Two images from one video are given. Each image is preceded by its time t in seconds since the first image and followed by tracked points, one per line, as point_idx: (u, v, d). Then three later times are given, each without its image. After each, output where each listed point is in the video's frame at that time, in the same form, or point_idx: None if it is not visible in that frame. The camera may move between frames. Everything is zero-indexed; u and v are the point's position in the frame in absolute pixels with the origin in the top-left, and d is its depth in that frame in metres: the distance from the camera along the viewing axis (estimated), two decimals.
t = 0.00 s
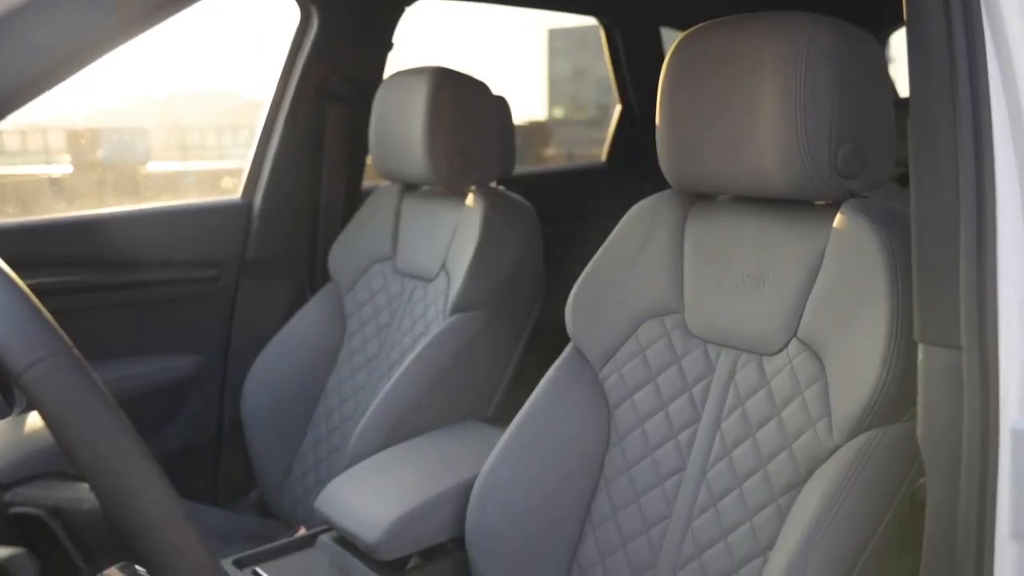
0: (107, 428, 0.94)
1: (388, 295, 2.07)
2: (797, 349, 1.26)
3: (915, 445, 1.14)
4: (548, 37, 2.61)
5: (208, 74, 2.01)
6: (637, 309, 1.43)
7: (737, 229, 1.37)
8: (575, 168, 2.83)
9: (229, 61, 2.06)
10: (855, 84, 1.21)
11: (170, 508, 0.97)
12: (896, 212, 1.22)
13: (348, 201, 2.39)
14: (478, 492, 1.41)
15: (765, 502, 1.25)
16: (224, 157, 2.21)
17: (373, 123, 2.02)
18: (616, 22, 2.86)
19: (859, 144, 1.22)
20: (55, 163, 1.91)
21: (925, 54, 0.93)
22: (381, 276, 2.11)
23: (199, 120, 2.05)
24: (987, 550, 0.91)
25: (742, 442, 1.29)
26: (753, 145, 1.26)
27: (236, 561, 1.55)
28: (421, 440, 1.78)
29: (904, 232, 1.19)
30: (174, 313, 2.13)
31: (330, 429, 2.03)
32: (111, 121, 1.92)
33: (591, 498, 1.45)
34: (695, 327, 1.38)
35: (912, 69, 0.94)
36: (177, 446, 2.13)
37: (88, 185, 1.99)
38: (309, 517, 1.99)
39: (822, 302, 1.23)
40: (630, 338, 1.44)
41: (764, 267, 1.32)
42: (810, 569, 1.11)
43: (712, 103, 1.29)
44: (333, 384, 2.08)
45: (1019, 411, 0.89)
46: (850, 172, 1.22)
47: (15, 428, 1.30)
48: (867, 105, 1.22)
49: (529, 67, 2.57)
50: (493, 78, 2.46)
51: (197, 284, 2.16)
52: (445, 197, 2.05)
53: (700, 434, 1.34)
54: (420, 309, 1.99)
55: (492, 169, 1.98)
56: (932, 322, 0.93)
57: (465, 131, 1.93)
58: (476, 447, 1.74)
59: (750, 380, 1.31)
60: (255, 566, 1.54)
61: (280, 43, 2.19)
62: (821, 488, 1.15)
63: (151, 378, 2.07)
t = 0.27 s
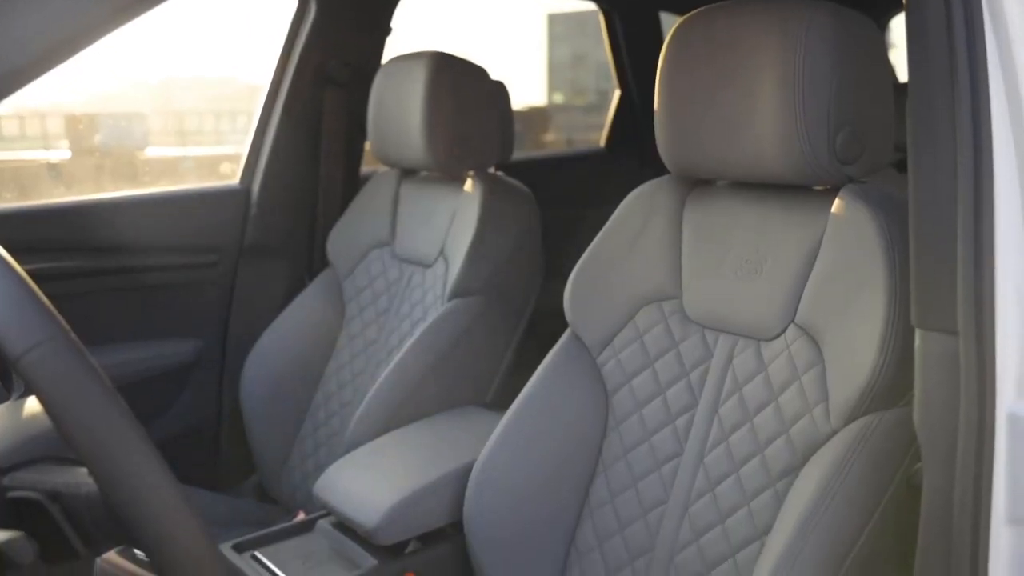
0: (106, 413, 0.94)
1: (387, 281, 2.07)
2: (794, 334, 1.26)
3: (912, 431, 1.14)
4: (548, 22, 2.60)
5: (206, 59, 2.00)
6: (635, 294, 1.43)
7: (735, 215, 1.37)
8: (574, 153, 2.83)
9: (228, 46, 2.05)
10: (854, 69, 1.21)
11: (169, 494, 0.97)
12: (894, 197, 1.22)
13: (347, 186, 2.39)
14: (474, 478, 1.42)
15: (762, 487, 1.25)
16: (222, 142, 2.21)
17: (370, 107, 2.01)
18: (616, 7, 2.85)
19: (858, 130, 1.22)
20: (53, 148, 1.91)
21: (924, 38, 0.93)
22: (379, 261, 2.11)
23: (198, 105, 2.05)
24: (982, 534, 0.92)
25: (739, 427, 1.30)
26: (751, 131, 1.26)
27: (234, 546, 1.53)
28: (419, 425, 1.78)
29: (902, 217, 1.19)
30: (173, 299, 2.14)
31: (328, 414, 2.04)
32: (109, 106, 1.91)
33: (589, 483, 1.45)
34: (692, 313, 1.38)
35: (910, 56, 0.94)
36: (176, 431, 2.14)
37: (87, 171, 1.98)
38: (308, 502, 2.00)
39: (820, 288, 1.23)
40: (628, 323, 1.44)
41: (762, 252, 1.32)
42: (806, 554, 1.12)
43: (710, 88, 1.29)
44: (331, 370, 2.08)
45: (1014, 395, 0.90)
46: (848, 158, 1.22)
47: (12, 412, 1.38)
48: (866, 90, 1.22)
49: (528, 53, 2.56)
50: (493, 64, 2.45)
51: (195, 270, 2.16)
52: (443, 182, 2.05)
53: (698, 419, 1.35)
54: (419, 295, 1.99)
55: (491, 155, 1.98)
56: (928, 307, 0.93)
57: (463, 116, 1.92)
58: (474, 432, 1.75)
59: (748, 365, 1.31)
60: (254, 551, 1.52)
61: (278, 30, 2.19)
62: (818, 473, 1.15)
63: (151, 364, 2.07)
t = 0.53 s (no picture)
0: (106, 399, 0.94)
1: (386, 267, 2.07)
2: (793, 320, 1.26)
3: (911, 416, 1.14)
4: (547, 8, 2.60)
5: (203, 44, 1.99)
6: (634, 280, 1.43)
7: (735, 201, 1.37)
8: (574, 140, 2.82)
9: (228, 32, 2.04)
10: (854, 54, 1.20)
11: (169, 479, 0.98)
12: (894, 183, 1.22)
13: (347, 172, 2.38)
14: (472, 467, 1.41)
15: (760, 473, 1.25)
16: (222, 128, 2.20)
17: (369, 93, 2.00)
18: None
19: (857, 115, 1.22)
20: (51, 134, 1.90)
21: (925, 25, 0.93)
22: (378, 247, 2.11)
23: (197, 91, 2.04)
24: (979, 519, 0.92)
25: (738, 413, 1.30)
26: (751, 116, 1.26)
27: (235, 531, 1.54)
28: (418, 411, 1.79)
29: (902, 203, 1.19)
30: (173, 285, 2.14)
31: (328, 400, 2.05)
32: (106, 93, 1.90)
33: (588, 469, 1.45)
34: (691, 299, 1.38)
35: (910, 41, 0.94)
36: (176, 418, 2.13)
37: (86, 157, 1.99)
38: (308, 487, 2.00)
39: (819, 274, 1.23)
40: (627, 309, 1.44)
41: (762, 238, 1.32)
42: (804, 538, 1.12)
43: (710, 74, 1.29)
44: (331, 356, 2.09)
45: (1012, 380, 0.91)
46: (848, 143, 1.22)
47: (14, 396, 1.50)
48: (865, 75, 1.22)
49: (528, 38, 2.57)
50: (492, 51, 2.45)
51: (195, 256, 2.16)
52: (443, 168, 2.04)
53: (697, 405, 1.35)
54: (418, 281, 1.99)
55: (491, 142, 1.98)
56: (927, 293, 0.93)
57: (462, 102, 1.92)
58: (473, 419, 1.75)
59: (747, 351, 1.31)
60: (254, 536, 1.53)
61: (276, 17, 2.19)
62: (816, 458, 1.16)
63: (151, 351, 2.08)
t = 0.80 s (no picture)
0: (106, 382, 0.95)
1: (386, 251, 2.07)
2: (792, 304, 1.26)
3: (908, 400, 1.15)
4: None
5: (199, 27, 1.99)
6: (633, 264, 1.43)
7: (734, 185, 1.37)
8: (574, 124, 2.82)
9: (224, 16, 2.04)
10: (853, 38, 1.20)
11: (169, 463, 0.98)
12: (893, 167, 1.22)
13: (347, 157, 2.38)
14: (473, 450, 1.44)
15: (758, 456, 1.26)
16: (220, 113, 2.20)
17: (368, 76, 2.00)
18: None
19: (856, 99, 1.22)
20: (50, 118, 1.91)
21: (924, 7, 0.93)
22: (377, 231, 2.11)
23: (195, 75, 2.04)
24: (976, 501, 0.92)
25: (736, 396, 1.30)
26: (751, 100, 1.25)
27: (235, 515, 1.55)
28: (417, 395, 1.79)
29: (900, 187, 1.19)
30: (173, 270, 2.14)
31: (327, 384, 2.05)
32: (102, 76, 1.91)
33: (587, 453, 1.46)
34: (690, 283, 1.39)
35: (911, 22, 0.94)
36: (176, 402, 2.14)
37: (84, 141, 2.00)
38: (308, 471, 2.01)
39: (818, 257, 1.23)
40: (626, 293, 1.45)
41: (760, 222, 1.32)
42: (801, 521, 1.12)
43: (710, 59, 1.28)
44: (330, 340, 2.09)
45: (1011, 362, 0.89)
46: (847, 127, 1.22)
47: (14, 380, 1.54)
48: (864, 59, 1.22)
49: (528, 22, 2.56)
50: (491, 34, 2.44)
51: (194, 240, 2.16)
52: (442, 152, 2.04)
53: (695, 389, 1.35)
54: (417, 265, 1.99)
55: (491, 126, 1.97)
56: (926, 276, 0.94)
57: (461, 86, 1.92)
58: (473, 403, 1.75)
59: (745, 335, 1.31)
60: (254, 519, 1.53)
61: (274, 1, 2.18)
62: (814, 442, 1.16)
63: (151, 335, 2.08)
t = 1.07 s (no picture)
0: (106, 368, 0.98)
1: (385, 239, 2.07)
2: (792, 291, 1.26)
3: (908, 386, 1.15)
4: None
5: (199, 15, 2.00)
6: (634, 251, 1.44)
7: (734, 171, 1.37)
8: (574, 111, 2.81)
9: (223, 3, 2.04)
10: (854, 24, 1.20)
11: (169, 449, 1.02)
12: (893, 154, 1.22)
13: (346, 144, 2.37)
14: (472, 438, 1.44)
15: (758, 443, 1.26)
16: (219, 100, 2.20)
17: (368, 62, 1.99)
18: None
19: (857, 85, 1.22)
20: (48, 105, 1.92)
21: None
22: (377, 219, 2.11)
23: (194, 61, 2.04)
24: (975, 487, 0.92)
25: (736, 383, 1.30)
26: (751, 88, 1.25)
27: (236, 501, 1.56)
28: (417, 382, 1.79)
29: (901, 173, 1.19)
30: (173, 258, 2.14)
31: (327, 371, 2.05)
32: (102, 61, 1.91)
33: (587, 439, 1.46)
34: (691, 270, 1.39)
35: (913, 9, 0.94)
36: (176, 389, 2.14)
37: (83, 128, 2.00)
38: (308, 458, 2.01)
39: (818, 244, 1.23)
40: (626, 281, 1.45)
41: (761, 209, 1.32)
42: (801, 508, 1.13)
43: (710, 46, 1.28)
44: (330, 327, 2.09)
45: (1011, 349, 0.89)
46: (847, 114, 1.22)
47: (15, 367, 1.56)
48: (865, 45, 1.22)
49: (528, 10, 2.54)
50: (491, 22, 2.43)
51: (194, 228, 2.16)
52: (442, 139, 2.04)
53: (695, 375, 1.35)
54: (417, 253, 1.99)
55: (491, 113, 1.97)
56: (926, 263, 0.94)
57: (461, 73, 1.91)
58: (473, 390, 1.75)
59: (745, 322, 1.31)
60: (255, 506, 1.54)
61: None
62: (813, 429, 1.16)
63: (151, 324, 2.07)
